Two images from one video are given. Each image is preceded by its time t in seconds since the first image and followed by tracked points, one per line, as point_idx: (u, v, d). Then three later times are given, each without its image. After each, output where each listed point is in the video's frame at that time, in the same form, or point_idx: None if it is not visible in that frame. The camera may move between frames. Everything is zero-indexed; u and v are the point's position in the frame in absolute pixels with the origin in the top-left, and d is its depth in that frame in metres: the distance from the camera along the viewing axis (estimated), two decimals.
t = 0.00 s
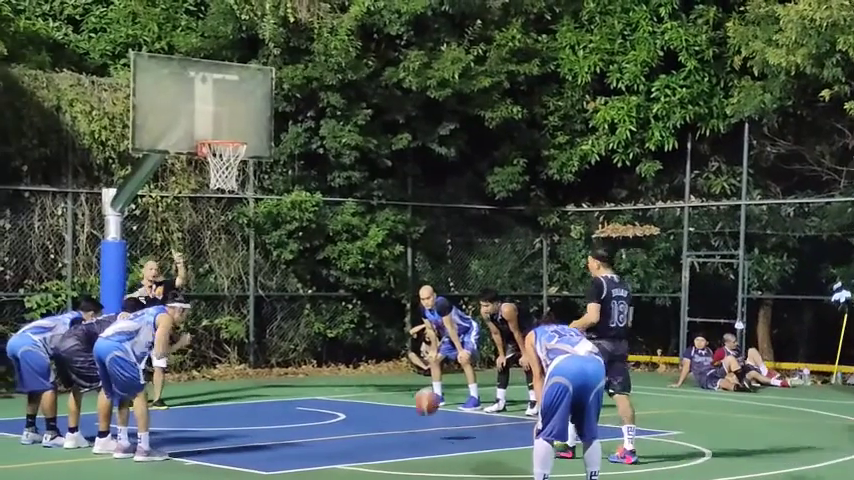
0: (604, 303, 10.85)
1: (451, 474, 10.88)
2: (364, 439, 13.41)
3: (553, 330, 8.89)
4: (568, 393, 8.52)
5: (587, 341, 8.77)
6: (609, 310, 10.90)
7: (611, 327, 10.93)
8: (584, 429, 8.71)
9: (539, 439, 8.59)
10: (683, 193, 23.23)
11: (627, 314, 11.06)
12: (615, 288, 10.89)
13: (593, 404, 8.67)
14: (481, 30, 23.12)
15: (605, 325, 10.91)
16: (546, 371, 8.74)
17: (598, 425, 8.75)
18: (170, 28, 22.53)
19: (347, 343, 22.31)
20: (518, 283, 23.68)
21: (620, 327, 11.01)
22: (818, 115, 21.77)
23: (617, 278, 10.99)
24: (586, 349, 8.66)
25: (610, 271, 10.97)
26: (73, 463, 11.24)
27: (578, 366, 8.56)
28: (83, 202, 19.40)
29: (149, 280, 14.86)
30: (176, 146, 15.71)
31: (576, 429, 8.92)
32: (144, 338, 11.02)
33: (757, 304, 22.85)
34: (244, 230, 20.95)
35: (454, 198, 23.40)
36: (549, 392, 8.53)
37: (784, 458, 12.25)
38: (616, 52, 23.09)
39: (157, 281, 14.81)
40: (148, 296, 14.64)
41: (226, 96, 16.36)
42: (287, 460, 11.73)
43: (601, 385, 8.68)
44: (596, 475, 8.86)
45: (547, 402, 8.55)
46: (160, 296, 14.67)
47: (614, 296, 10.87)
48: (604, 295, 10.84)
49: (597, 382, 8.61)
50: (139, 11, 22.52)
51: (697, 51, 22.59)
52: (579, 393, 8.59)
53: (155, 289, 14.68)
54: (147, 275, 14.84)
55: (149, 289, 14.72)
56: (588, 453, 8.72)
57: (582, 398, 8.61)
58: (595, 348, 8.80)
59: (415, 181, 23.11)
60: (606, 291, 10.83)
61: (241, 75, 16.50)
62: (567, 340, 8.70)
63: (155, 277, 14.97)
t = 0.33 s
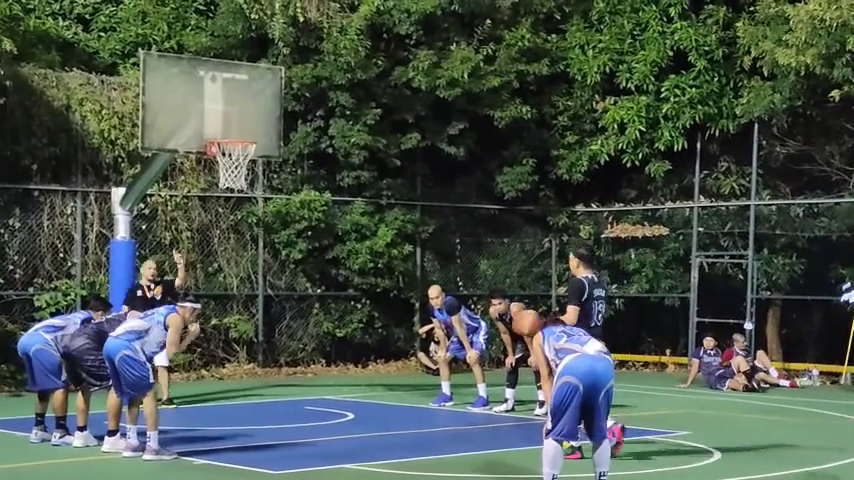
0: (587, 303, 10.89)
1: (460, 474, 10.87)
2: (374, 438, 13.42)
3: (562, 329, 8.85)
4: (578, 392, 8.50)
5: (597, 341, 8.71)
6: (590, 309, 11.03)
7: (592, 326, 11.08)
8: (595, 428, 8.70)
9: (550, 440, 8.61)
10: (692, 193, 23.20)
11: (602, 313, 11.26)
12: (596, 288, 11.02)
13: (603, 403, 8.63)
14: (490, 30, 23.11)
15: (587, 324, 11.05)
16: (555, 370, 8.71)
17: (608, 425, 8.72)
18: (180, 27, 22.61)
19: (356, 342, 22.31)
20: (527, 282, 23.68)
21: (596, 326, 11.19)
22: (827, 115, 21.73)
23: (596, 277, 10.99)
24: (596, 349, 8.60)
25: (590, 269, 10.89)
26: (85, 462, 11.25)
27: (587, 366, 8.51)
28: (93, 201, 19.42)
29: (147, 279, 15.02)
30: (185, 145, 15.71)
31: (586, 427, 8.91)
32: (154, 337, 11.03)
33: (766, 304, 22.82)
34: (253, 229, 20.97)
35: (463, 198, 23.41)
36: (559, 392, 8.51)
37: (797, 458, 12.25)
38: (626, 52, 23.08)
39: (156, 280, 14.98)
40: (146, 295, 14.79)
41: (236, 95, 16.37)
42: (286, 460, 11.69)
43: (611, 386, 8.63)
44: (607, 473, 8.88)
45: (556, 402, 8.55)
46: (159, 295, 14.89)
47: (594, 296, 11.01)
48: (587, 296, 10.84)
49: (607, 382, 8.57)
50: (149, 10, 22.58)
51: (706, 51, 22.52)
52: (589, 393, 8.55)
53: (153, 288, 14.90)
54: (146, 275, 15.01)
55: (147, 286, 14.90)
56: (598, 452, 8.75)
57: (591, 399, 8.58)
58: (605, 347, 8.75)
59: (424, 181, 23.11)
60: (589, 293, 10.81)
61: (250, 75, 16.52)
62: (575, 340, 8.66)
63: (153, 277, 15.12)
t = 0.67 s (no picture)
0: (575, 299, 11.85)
1: (474, 474, 10.87)
2: (387, 437, 13.43)
3: (576, 330, 8.85)
4: (592, 392, 8.49)
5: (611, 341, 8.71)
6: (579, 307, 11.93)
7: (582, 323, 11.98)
8: (608, 429, 8.68)
9: (563, 440, 8.60)
10: (706, 193, 23.18)
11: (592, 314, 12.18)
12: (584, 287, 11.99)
13: (617, 403, 8.62)
14: (504, 30, 23.07)
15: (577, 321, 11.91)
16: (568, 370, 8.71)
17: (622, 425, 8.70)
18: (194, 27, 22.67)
19: (369, 342, 22.34)
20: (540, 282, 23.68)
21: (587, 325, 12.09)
22: (842, 115, 21.60)
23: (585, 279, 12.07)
24: (610, 349, 8.60)
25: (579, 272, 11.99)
26: (100, 461, 11.26)
27: (602, 366, 8.50)
28: (107, 200, 19.50)
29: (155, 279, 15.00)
30: (199, 145, 15.74)
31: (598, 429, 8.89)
32: (170, 335, 11.07)
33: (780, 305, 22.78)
34: (266, 229, 21.02)
35: (476, 197, 23.44)
36: (573, 392, 8.51)
37: (812, 459, 12.26)
38: (640, 52, 23.05)
39: (165, 280, 14.98)
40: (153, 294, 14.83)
41: (249, 95, 16.38)
42: (301, 460, 11.66)
43: (625, 386, 8.62)
44: (620, 474, 8.86)
45: (570, 402, 8.53)
46: (167, 294, 14.90)
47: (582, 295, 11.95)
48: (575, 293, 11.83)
49: (621, 383, 8.55)
50: (163, 10, 22.64)
51: (721, 51, 22.48)
52: (603, 393, 8.54)
53: (162, 288, 14.88)
54: (153, 273, 15.01)
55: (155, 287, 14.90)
56: (611, 453, 8.74)
57: (605, 399, 8.57)
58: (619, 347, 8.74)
59: (437, 181, 23.15)
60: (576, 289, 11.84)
61: (264, 74, 16.55)
62: (589, 341, 8.66)
63: (162, 276, 15.11)
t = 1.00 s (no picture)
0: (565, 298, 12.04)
1: (485, 474, 10.86)
2: (398, 437, 13.43)
3: (589, 330, 8.83)
4: (605, 393, 8.47)
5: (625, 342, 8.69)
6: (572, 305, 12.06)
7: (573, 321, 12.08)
8: (622, 429, 8.68)
9: (576, 440, 8.60)
10: (719, 194, 23.14)
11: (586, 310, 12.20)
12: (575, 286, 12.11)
13: (631, 404, 8.60)
14: (517, 30, 23.08)
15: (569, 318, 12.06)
16: (581, 371, 8.70)
17: (635, 426, 8.70)
18: (208, 27, 22.71)
19: (382, 341, 22.37)
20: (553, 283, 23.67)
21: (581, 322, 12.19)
22: None
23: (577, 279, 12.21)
24: (623, 349, 8.57)
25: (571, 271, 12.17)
26: (113, 460, 11.30)
27: (615, 366, 8.48)
28: (121, 200, 19.57)
29: (175, 278, 14.98)
30: (213, 144, 15.75)
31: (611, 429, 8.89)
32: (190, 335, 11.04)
33: (795, 306, 22.71)
34: (279, 229, 21.08)
35: (489, 198, 23.44)
36: (586, 393, 8.49)
37: (827, 460, 12.24)
38: (653, 52, 22.99)
39: (183, 279, 14.97)
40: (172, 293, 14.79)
41: (263, 95, 16.40)
42: (316, 460, 11.66)
43: (638, 387, 8.60)
44: (633, 474, 8.88)
45: (584, 403, 8.52)
46: (186, 294, 14.84)
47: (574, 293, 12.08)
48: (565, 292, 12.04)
49: (634, 383, 8.54)
50: (177, 10, 22.67)
51: (734, 51, 22.37)
52: (616, 393, 8.52)
53: (182, 286, 14.86)
54: (172, 272, 15.02)
55: (174, 285, 14.87)
56: (625, 454, 8.75)
57: (618, 399, 8.56)
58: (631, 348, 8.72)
59: (450, 181, 23.17)
60: (566, 289, 12.04)
61: (277, 74, 16.58)
62: (602, 341, 8.63)
63: (181, 277, 15.06)
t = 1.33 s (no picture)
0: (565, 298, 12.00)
1: (491, 474, 10.86)
2: (405, 437, 13.44)
3: (596, 330, 8.83)
4: (612, 393, 8.46)
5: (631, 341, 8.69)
6: (573, 305, 12.07)
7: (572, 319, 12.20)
8: (628, 428, 8.67)
9: (583, 440, 8.58)
10: (726, 194, 23.11)
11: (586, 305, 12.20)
12: (574, 286, 12.01)
13: (638, 404, 8.59)
14: (524, 30, 23.10)
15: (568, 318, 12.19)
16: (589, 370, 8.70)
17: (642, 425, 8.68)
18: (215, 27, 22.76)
19: (389, 341, 22.40)
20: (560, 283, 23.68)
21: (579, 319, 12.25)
22: None
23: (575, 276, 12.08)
24: (630, 349, 8.57)
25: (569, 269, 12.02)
26: (120, 460, 11.30)
27: (622, 366, 8.47)
28: (128, 200, 19.63)
29: (186, 278, 15.09)
30: (220, 144, 15.76)
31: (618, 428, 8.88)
32: (196, 335, 11.05)
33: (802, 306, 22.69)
34: (286, 229, 21.12)
35: (496, 198, 23.45)
36: (593, 393, 8.47)
37: (834, 460, 12.25)
38: (661, 52, 22.96)
39: (195, 279, 15.09)
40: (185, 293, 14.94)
41: (270, 95, 16.42)
42: (324, 460, 11.66)
43: (644, 386, 8.59)
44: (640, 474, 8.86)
45: (590, 402, 8.50)
46: (198, 294, 15.01)
47: (575, 293, 12.01)
48: (565, 292, 11.97)
49: (641, 383, 8.53)
50: (185, 11, 22.74)
51: (742, 51, 22.32)
52: (623, 393, 8.51)
53: (194, 287, 15.02)
54: (184, 272, 15.14)
55: (186, 285, 15.01)
56: (631, 454, 8.74)
57: (625, 399, 8.55)
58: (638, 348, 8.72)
59: (457, 181, 23.19)
60: (566, 289, 11.95)
61: (283, 74, 16.59)
62: (609, 341, 8.63)
63: (192, 276, 15.21)
